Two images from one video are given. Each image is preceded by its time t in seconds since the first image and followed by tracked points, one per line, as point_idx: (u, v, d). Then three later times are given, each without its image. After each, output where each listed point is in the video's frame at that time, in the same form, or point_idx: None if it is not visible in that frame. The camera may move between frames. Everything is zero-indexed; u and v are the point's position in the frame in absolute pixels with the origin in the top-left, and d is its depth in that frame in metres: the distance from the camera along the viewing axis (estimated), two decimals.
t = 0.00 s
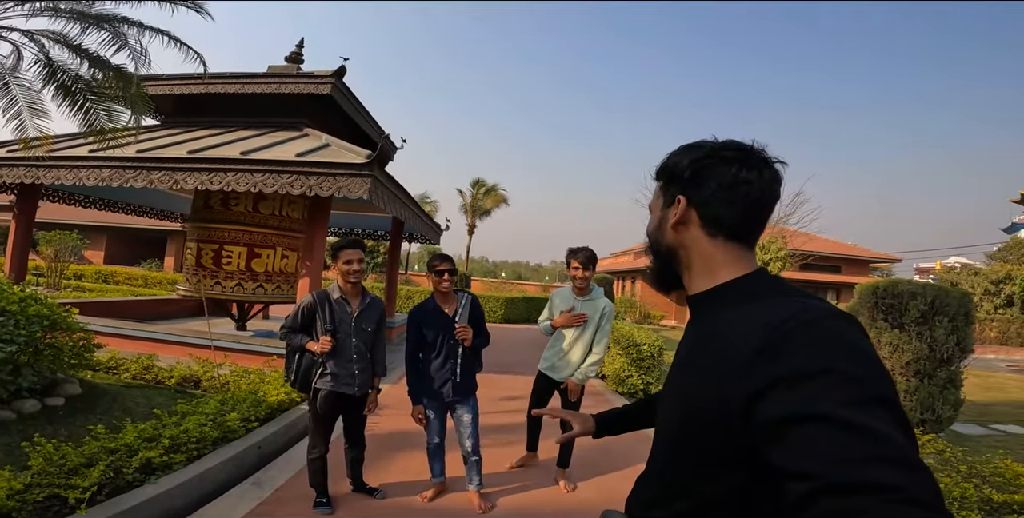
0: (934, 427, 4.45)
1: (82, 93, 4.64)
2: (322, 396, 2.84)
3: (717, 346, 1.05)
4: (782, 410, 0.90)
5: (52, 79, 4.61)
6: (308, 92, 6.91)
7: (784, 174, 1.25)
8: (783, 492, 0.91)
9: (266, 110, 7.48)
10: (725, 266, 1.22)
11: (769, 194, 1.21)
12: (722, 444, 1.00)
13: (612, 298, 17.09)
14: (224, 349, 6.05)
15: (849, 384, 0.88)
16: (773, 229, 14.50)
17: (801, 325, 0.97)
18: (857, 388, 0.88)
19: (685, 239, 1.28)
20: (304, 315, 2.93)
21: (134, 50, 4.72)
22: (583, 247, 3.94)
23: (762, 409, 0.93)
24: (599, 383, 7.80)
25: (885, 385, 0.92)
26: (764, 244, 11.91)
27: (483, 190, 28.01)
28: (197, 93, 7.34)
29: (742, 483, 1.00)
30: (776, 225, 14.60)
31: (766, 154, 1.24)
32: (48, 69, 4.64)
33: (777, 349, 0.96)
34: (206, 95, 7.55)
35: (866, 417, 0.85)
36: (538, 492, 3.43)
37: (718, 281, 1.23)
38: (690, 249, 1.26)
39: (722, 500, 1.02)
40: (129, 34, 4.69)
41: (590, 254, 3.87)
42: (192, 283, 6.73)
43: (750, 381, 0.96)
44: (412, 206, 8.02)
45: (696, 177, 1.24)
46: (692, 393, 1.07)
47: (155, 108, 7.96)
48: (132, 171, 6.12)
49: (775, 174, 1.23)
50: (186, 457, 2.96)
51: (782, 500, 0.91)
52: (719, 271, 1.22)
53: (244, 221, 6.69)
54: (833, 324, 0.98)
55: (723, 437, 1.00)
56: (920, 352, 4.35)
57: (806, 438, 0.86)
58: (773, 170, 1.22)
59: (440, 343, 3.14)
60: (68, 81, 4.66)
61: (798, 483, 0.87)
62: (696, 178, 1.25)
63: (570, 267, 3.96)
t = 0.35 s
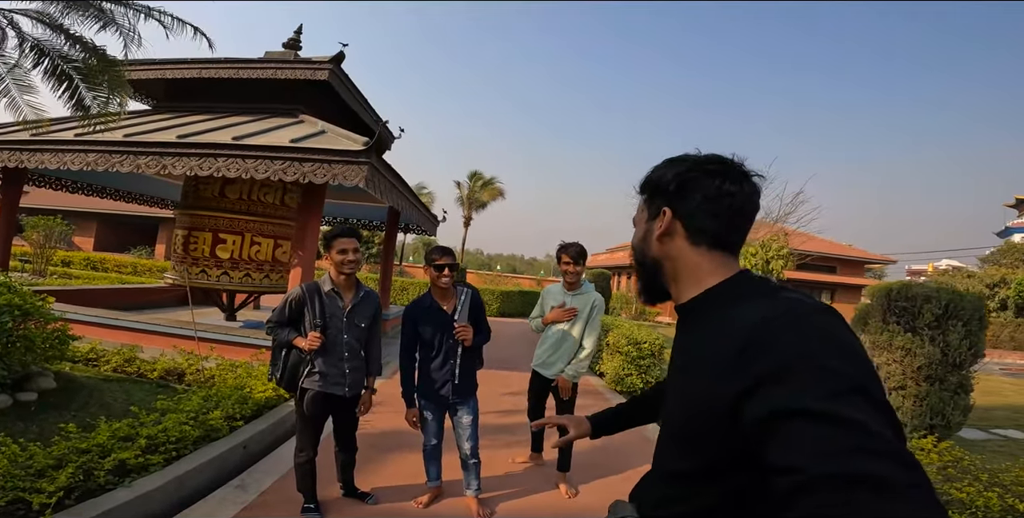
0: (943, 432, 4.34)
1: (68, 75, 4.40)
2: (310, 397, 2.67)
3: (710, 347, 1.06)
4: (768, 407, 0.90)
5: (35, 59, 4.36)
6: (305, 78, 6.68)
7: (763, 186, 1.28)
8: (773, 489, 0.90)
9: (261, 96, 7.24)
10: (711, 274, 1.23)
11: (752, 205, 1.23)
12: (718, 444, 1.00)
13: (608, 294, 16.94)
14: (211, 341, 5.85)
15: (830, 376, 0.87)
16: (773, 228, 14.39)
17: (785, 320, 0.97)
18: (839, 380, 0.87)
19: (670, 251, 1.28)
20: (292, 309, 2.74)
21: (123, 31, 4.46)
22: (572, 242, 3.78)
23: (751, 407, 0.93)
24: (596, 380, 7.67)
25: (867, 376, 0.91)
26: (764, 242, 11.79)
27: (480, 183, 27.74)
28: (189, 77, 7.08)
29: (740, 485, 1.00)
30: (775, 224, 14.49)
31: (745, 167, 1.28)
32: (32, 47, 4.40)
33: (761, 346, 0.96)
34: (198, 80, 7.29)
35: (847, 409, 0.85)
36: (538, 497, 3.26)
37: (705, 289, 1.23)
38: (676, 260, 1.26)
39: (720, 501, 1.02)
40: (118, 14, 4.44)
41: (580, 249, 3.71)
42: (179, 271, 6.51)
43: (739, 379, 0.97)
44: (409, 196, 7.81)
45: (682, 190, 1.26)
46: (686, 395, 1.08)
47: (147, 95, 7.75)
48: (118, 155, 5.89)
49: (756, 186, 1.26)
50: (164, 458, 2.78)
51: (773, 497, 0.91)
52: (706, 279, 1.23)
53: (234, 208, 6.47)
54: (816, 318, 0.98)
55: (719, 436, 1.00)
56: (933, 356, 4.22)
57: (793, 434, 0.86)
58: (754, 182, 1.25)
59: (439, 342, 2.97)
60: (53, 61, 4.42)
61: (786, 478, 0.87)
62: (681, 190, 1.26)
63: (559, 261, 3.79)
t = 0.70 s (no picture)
0: (942, 433, 4.32)
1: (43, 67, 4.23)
2: (300, 400, 2.58)
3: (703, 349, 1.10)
4: (759, 403, 0.93)
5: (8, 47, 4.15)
6: (298, 71, 6.54)
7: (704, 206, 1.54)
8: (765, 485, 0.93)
9: (252, 90, 7.11)
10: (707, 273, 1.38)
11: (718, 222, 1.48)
12: (709, 444, 1.02)
13: (602, 292, 16.90)
14: (200, 339, 5.72)
15: (818, 373, 0.91)
16: (767, 226, 14.40)
17: (772, 322, 1.02)
18: (826, 376, 0.91)
19: (695, 246, 1.34)
20: (280, 308, 2.65)
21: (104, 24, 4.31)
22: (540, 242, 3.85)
23: (742, 404, 0.97)
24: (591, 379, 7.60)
25: (851, 373, 0.95)
26: (759, 241, 11.78)
27: (474, 180, 27.61)
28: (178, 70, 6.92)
29: (730, 486, 1.01)
30: (770, 222, 14.49)
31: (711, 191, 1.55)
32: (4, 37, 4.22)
33: (752, 345, 1.00)
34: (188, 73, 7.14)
35: (835, 403, 0.88)
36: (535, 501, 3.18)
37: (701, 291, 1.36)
38: (700, 256, 1.34)
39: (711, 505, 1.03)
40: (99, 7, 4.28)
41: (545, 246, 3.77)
42: (167, 267, 6.37)
43: (731, 378, 1.01)
44: (403, 193, 7.70)
45: (712, 194, 1.38)
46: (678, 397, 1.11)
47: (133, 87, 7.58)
48: (103, 149, 5.74)
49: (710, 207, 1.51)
50: (148, 463, 2.67)
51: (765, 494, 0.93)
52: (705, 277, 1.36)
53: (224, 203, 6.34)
54: (802, 318, 1.02)
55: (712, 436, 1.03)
56: (934, 358, 4.18)
57: (785, 428, 0.88)
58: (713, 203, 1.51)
59: (434, 342, 2.88)
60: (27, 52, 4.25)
61: (778, 473, 0.89)
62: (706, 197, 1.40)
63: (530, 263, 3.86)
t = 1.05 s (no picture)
0: (937, 429, 4.33)
1: (31, 79, 4.22)
2: (298, 407, 2.59)
3: (665, 348, 1.18)
4: (718, 401, 1.01)
5: None
6: (288, 79, 6.55)
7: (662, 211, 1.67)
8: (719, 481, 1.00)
9: (243, 98, 7.11)
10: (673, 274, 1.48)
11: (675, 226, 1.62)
12: (665, 438, 1.10)
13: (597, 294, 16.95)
14: (197, 349, 5.71)
15: (773, 374, 1.00)
16: (759, 226, 14.51)
17: (733, 323, 1.10)
18: (780, 377, 1.00)
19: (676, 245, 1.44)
20: (278, 317, 2.67)
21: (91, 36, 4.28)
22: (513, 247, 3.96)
23: (701, 402, 1.04)
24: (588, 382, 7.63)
25: (800, 375, 1.04)
26: (752, 241, 11.87)
27: (467, 185, 27.67)
28: (168, 80, 6.91)
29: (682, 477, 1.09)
30: (761, 222, 14.62)
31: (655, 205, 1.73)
32: None
33: (714, 345, 1.08)
34: (178, 82, 7.13)
35: (787, 403, 0.97)
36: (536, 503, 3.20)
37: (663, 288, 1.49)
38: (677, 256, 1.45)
39: (662, 495, 1.09)
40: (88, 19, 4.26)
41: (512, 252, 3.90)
42: (161, 278, 6.35)
43: (692, 376, 1.08)
44: (397, 200, 7.73)
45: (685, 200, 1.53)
46: (639, 393, 1.18)
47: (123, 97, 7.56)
48: (95, 160, 5.72)
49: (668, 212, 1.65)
50: (152, 473, 2.66)
51: (718, 489, 1.00)
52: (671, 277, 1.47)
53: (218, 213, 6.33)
54: (757, 322, 1.12)
55: (672, 432, 1.09)
56: (926, 353, 4.23)
57: (742, 426, 0.96)
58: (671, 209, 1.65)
59: (434, 350, 2.92)
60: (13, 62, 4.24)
61: (732, 470, 0.97)
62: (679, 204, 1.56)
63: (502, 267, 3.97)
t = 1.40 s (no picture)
0: (937, 424, 4.41)
1: (32, 88, 4.20)
2: (313, 415, 2.62)
3: (672, 349, 1.23)
4: (722, 406, 1.06)
5: None
6: (284, 87, 6.55)
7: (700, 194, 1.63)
8: (722, 480, 1.06)
9: (238, 107, 7.11)
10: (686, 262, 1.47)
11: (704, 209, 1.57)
12: (670, 436, 1.16)
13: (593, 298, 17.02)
14: (199, 360, 5.70)
15: (779, 382, 1.03)
16: (751, 228, 14.66)
17: (743, 329, 1.12)
18: (789, 387, 1.03)
19: (676, 233, 1.45)
20: (292, 325, 2.71)
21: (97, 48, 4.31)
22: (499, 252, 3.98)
23: (706, 404, 1.09)
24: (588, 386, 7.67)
25: (809, 382, 1.07)
26: (745, 242, 11.99)
27: (460, 191, 27.71)
28: (161, 89, 6.90)
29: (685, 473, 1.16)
30: (753, 223, 14.77)
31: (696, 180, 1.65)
32: None
33: (723, 351, 1.11)
34: (172, 91, 7.12)
35: (793, 412, 1.00)
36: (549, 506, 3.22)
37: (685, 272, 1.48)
38: (678, 243, 1.45)
39: (666, 489, 1.17)
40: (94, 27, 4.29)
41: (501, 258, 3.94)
42: (158, 290, 6.33)
43: (699, 378, 1.13)
44: (394, 208, 7.76)
45: (698, 180, 1.48)
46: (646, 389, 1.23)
47: (116, 106, 7.52)
48: (91, 171, 5.70)
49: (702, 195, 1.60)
50: (165, 483, 2.68)
51: (721, 488, 1.06)
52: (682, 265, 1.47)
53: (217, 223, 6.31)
54: (769, 327, 1.13)
55: (680, 429, 1.15)
56: (923, 348, 4.31)
57: (745, 432, 1.01)
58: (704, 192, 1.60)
59: (448, 356, 2.97)
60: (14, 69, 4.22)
61: (734, 475, 1.02)
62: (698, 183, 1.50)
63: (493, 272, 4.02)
